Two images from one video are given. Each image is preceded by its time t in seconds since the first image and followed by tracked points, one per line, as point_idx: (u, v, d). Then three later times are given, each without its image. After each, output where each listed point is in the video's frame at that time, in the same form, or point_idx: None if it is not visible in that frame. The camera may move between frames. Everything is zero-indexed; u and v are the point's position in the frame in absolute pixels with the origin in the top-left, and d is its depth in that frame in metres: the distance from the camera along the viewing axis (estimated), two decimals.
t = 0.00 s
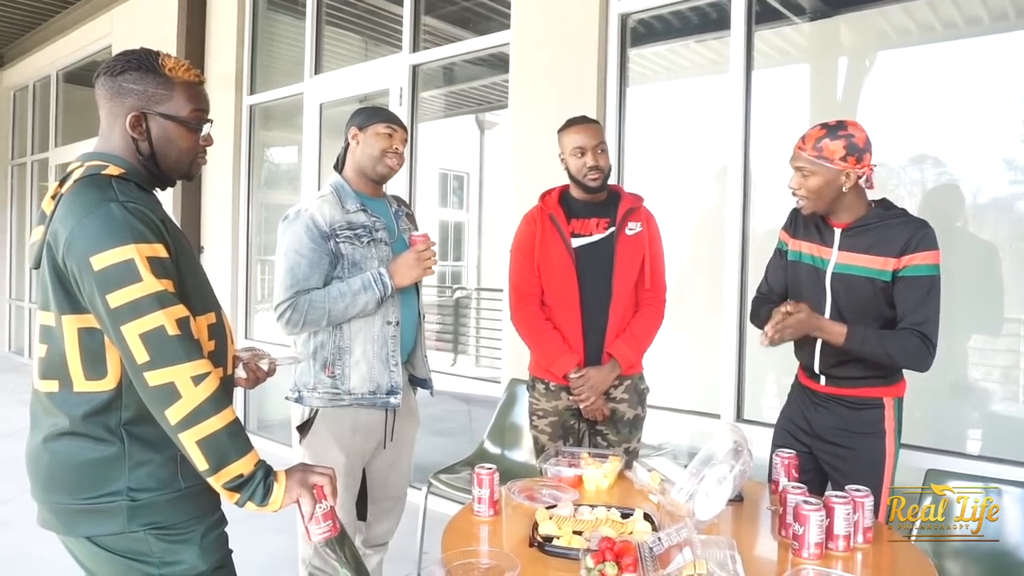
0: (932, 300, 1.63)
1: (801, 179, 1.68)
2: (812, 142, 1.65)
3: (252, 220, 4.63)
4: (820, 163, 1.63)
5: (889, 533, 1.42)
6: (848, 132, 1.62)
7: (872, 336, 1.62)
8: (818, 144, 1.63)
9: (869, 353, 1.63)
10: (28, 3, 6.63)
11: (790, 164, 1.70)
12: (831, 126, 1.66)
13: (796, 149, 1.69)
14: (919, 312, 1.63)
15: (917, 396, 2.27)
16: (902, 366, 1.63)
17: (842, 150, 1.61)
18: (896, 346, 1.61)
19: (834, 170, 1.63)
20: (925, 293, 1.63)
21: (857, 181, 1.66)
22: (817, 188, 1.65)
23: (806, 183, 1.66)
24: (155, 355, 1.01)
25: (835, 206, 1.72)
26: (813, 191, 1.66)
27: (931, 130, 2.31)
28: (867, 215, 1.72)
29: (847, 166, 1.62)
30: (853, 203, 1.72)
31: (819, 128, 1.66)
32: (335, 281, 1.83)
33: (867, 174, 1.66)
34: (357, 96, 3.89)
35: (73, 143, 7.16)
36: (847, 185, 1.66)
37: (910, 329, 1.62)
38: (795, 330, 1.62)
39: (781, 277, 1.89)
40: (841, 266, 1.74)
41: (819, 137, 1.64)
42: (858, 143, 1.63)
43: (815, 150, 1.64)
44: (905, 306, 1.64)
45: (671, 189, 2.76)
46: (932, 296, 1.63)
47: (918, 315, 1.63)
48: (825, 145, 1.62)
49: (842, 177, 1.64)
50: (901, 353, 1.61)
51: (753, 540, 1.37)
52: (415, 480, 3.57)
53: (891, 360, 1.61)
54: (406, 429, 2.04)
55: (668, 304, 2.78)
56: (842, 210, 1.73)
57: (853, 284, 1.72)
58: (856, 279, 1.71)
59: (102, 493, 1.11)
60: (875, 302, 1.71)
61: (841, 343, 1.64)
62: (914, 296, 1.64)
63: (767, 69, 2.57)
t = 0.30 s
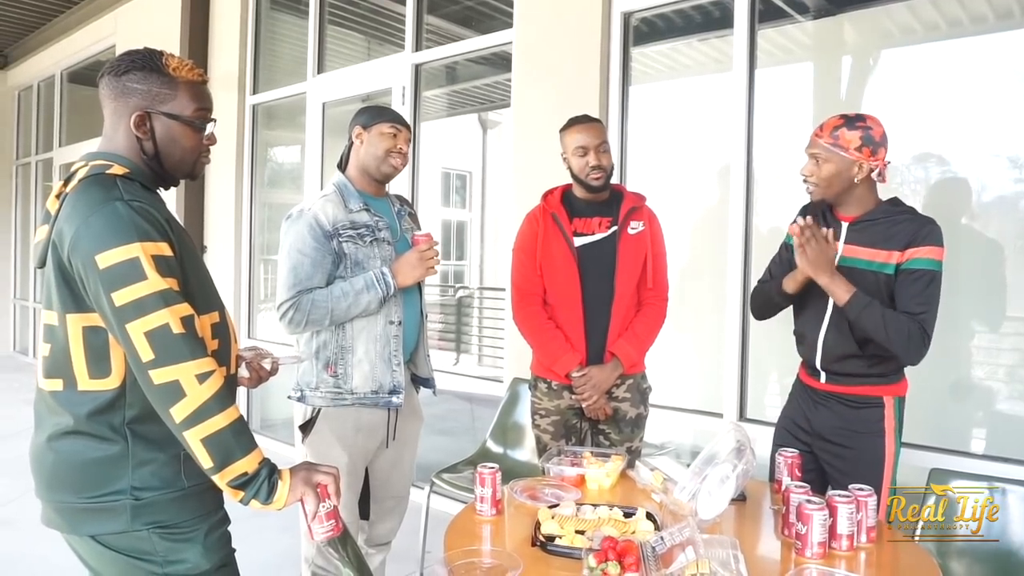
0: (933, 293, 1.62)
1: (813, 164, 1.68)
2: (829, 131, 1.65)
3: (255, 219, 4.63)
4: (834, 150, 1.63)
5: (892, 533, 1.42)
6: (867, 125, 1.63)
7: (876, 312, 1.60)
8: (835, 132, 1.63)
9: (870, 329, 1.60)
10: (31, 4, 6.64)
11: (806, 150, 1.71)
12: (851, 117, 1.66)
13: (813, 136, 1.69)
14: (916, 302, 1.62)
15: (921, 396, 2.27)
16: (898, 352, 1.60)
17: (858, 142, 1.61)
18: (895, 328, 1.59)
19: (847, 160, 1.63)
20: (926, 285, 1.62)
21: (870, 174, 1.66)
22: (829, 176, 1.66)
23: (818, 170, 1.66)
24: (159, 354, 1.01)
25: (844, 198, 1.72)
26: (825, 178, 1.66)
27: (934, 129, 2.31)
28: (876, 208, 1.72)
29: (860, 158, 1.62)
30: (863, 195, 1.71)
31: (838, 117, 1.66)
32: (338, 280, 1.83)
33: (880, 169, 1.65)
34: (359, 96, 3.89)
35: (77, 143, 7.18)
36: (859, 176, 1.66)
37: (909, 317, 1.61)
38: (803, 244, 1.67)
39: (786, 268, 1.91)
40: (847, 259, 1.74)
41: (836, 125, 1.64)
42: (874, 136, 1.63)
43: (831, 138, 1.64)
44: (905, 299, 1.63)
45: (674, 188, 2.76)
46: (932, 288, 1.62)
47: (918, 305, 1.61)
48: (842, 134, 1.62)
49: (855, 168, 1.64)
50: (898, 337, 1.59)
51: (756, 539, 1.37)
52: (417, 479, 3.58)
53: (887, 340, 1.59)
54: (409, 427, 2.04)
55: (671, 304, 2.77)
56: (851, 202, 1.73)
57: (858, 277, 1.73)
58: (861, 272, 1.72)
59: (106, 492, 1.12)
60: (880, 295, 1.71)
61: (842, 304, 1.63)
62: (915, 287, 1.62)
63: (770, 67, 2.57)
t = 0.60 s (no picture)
0: (938, 291, 1.61)
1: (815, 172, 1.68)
2: (823, 138, 1.65)
3: (252, 220, 4.63)
4: (833, 156, 1.63)
5: (889, 532, 1.42)
6: (860, 125, 1.63)
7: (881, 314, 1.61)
8: (830, 138, 1.64)
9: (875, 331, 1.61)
10: (26, 4, 6.62)
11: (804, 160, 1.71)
12: (841, 120, 1.66)
13: (808, 145, 1.69)
14: (920, 300, 1.61)
15: (918, 395, 2.27)
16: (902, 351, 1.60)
17: (855, 143, 1.62)
18: (897, 328, 1.59)
19: (847, 163, 1.63)
20: (930, 283, 1.61)
21: (872, 171, 1.66)
22: (832, 182, 1.66)
23: (821, 178, 1.66)
24: (157, 354, 1.01)
25: (850, 197, 1.72)
26: (828, 185, 1.66)
27: (930, 128, 2.32)
28: (880, 205, 1.73)
29: (860, 158, 1.63)
30: (868, 193, 1.72)
31: (829, 123, 1.67)
32: (334, 281, 1.83)
33: (880, 164, 1.66)
34: (357, 96, 3.89)
35: (73, 143, 7.16)
36: (862, 176, 1.66)
37: (913, 315, 1.60)
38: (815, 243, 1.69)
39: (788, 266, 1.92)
40: (850, 256, 1.75)
41: (830, 131, 1.65)
42: (868, 135, 1.64)
43: (827, 145, 1.64)
44: (909, 298, 1.62)
45: (671, 188, 2.76)
46: (937, 287, 1.61)
47: (921, 303, 1.61)
48: (838, 139, 1.63)
49: (857, 169, 1.64)
50: (902, 336, 1.59)
51: (754, 539, 1.37)
52: (415, 479, 3.57)
53: (892, 340, 1.59)
54: (406, 428, 2.04)
55: (668, 303, 2.77)
56: (857, 201, 1.73)
57: (861, 275, 1.73)
58: (864, 270, 1.72)
59: (102, 492, 1.11)
60: (881, 292, 1.70)
61: (843, 308, 1.65)
62: (919, 286, 1.61)
63: (767, 67, 2.56)
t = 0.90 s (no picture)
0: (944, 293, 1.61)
1: (821, 191, 1.64)
2: (816, 156, 1.61)
3: (251, 220, 4.63)
4: (834, 171, 1.59)
5: (889, 532, 1.42)
6: (844, 132, 1.61)
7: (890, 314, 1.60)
8: (824, 155, 1.59)
9: (880, 330, 1.60)
10: (26, 4, 6.62)
11: (801, 182, 1.66)
12: (824, 134, 1.62)
13: (800, 169, 1.65)
14: (927, 303, 1.61)
15: (917, 395, 2.27)
16: (908, 352, 1.61)
17: (849, 152, 1.58)
18: (903, 329, 1.59)
19: (849, 172, 1.60)
20: (936, 286, 1.61)
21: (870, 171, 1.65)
22: (840, 195, 1.62)
23: (828, 195, 1.62)
24: (159, 351, 1.01)
25: (857, 199, 1.70)
26: (837, 199, 1.63)
27: (929, 127, 2.32)
28: (883, 207, 1.73)
29: (858, 164, 1.60)
30: (871, 195, 1.73)
31: (814, 140, 1.63)
32: (333, 281, 1.83)
33: (874, 162, 1.65)
34: (356, 96, 3.89)
35: (73, 143, 7.16)
36: (862, 179, 1.64)
37: (920, 317, 1.60)
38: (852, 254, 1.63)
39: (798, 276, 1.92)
40: (854, 257, 1.75)
41: (820, 148, 1.60)
42: (855, 139, 1.61)
43: (825, 163, 1.59)
44: (915, 299, 1.63)
45: (671, 188, 2.76)
46: (942, 289, 1.61)
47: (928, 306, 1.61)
48: (832, 153, 1.59)
49: (858, 173, 1.62)
50: (909, 337, 1.59)
51: (752, 538, 1.37)
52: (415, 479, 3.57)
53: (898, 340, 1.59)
54: (405, 428, 2.04)
55: (668, 303, 2.78)
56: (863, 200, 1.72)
57: (866, 276, 1.73)
58: (868, 270, 1.73)
59: (104, 491, 1.12)
60: (887, 292, 1.71)
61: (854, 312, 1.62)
62: (925, 288, 1.62)
63: (766, 67, 2.56)
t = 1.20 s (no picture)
0: (959, 294, 1.60)
1: (820, 197, 1.64)
2: (813, 163, 1.60)
3: (251, 221, 4.63)
4: (832, 176, 1.59)
5: (890, 533, 1.42)
6: (835, 136, 1.61)
7: (925, 338, 1.58)
8: (821, 161, 1.59)
9: (930, 359, 1.57)
10: (27, 6, 6.63)
11: (800, 189, 1.65)
12: (817, 138, 1.62)
13: (797, 177, 1.64)
14: (951, 310, 1.60)
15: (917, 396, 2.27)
16: (951, 362, 1.59)
17: (844, 154, 1.59)
18: (945, 346, 1.56)
19: (847, 174, 1.60)
20: (952, 290, 1.60)
21: (866, 170, 1.65)
22: (840, 199, 1.62)
23: (828, 200, 1.63)
24: (160, 353, 1.01)
25: (856, 200, 1.70)
26: (837, 202, 1.63)
27: (929, 128, 2.33)
28: (881, 206, 1.74)
29: (854, 166, 1.60)
30: (869, 195, 1.73)
31: (808, 146, 1.62)
32: (332, 282, 1.83)
33: (870, 161, 1.65)
34: (356, 97, 3.89)
35: (73, 145, 7.17)
36: (859, 180, 1.64)
37: (951, 327, 1.59)
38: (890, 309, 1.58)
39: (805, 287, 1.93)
40: (855, 260, 1.75)
41: (816, 155, 1.60)
42: (848, 140, 1.61)
43: (823, 168, 1.59)
44: (935, 306, 1.61)
45: (670, 188, 2.76)
46: (958, 294, 1.60)
47: (948, 312, 1.60)
48: (828, 158, 1.58)
49: (855, 174, 1.62)
50: (955, 348, 1.57)
51: (752, 539, 1.37)
52: (415, 480, 3.57)
53: (947, 358, 1.57)
54: (404, 428, 2.04)
55: (668, 303, 2.78)
56: (862, 200, 1.72)
57: (867, 278, 1.72)
58: (868, 272, 1.72)
59: (107, 491, 1.12)
60: (889, 295, 1.70)
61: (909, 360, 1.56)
62: (943, 294, 1.61)
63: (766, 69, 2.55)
